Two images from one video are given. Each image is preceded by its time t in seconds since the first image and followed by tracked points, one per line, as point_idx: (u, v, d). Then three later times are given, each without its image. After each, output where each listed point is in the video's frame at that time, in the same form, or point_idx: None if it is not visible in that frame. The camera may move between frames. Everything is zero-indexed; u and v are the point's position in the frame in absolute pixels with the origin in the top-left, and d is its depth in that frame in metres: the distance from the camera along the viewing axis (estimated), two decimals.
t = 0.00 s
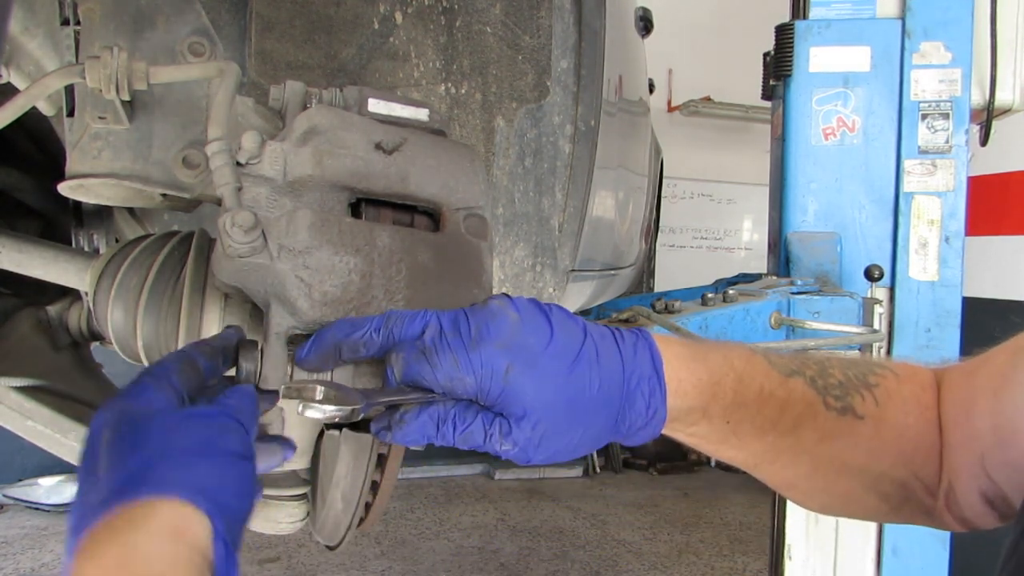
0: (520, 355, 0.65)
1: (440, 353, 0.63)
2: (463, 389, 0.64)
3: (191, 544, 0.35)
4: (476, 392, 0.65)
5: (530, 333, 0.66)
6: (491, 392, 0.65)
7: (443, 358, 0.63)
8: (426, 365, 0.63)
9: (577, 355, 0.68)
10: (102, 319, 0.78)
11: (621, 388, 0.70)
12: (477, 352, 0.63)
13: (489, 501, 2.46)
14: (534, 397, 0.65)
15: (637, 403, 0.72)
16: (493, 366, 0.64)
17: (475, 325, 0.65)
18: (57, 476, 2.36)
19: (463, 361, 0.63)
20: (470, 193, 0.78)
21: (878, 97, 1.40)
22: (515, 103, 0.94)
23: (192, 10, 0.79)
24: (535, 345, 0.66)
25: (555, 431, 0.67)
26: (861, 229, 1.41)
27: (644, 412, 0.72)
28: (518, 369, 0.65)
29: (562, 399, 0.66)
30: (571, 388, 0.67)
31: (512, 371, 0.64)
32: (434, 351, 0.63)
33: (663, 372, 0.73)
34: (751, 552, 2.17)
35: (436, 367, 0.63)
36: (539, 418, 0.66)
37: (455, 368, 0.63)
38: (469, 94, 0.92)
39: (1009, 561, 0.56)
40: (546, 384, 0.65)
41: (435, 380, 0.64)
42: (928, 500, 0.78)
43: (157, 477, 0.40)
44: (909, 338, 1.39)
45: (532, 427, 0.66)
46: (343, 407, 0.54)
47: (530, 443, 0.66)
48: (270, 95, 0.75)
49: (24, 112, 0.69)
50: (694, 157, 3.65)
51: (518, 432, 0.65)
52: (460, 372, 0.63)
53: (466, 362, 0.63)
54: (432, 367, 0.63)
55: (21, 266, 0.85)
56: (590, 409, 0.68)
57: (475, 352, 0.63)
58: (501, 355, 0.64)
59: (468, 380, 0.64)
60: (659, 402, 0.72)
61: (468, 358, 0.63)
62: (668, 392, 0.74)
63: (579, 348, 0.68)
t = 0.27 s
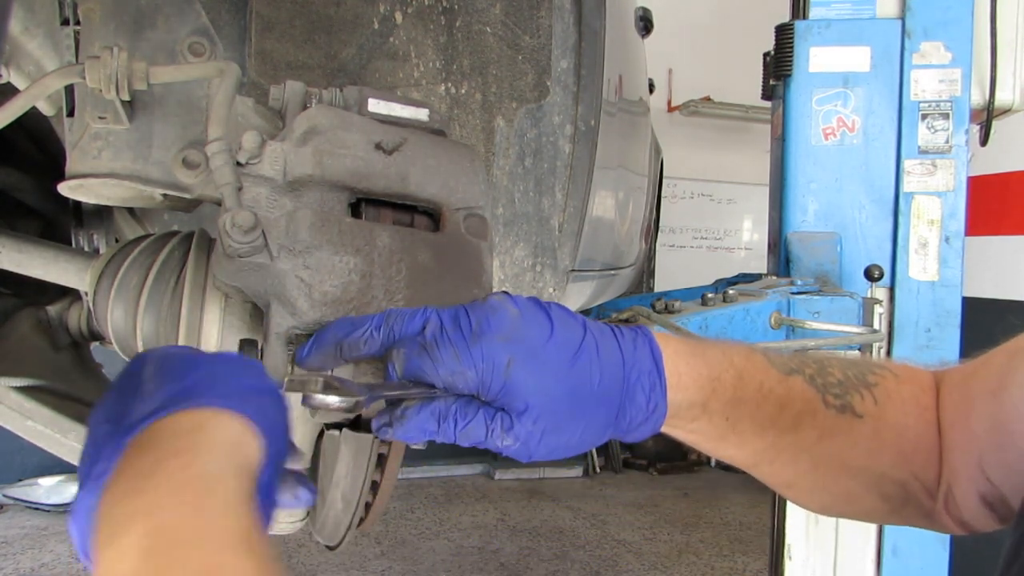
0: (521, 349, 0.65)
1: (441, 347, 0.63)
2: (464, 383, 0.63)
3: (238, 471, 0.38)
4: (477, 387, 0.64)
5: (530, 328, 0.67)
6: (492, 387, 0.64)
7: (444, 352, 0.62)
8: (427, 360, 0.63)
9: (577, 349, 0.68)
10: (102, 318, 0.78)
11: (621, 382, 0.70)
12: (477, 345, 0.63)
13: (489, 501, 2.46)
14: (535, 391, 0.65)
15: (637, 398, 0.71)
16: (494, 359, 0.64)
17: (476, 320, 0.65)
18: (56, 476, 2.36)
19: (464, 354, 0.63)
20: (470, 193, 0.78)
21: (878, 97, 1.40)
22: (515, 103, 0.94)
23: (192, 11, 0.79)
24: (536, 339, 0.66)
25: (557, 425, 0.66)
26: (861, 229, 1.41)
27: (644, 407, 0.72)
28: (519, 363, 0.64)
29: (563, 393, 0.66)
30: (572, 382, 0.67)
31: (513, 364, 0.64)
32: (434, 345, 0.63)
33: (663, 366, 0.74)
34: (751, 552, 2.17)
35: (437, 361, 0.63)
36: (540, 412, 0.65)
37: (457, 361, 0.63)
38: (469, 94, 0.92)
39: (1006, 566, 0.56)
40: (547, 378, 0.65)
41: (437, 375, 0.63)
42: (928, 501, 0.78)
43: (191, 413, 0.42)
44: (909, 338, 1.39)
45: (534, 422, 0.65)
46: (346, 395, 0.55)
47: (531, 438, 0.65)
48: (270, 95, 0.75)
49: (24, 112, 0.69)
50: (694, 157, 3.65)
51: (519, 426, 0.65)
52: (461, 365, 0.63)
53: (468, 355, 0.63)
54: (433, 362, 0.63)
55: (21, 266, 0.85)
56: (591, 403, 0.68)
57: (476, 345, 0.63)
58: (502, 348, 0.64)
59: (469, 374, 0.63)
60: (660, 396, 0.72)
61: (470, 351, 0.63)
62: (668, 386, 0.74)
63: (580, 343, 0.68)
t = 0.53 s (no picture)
0: (521, 347, 0.65)
1: (442, 344, 0.62)
2: (464, 381, 0.63)
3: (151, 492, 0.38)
4: (477, 385, 0.64)
5: (531, 327, 0.67)
6: (492, 385, 0.64)
7: (445, 350, 0.62)
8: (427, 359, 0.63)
9: (577, 348, 0.68)
10: (102, 318, 0.77)
11: (622, 381, 0.70)
12: (478, 343, 0.63)
13: (489, 501, 2.45)
14: (536, 389, 0.65)
15: (638, 397, 0.72)
16: (495, 357, 0.63)
17: (476, 318, 0.65)
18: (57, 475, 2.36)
19: (465, 352, 0.62)
20: (470, 193, 0.78)
21: (878, 97, 1.40)
22: (515, 103, 0.94)
23: (192, 11, 0.79)
24: (536, 337, 0.66)
25: (557, 423, 0.66)
26: (861, 229, 1.41)
27: (644, 407, 0.72)
28: (519, 361, 0.64)
29: (563, 391, 0.66)
30: (571, 381, 0.67)
31: (514, 362, 0.64)
32: (435, 343, 0.63)
33: (663, 366, 0.74)
34: (751, 552, 2.17)
35: (438, 358, 0.62)
36: (541, 410, 0.65)
37: (458, 359, 0.62)
38: (469, 94, 0.92)
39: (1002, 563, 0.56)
40: (548, 376, 0.65)
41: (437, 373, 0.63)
42: (928, 506, 0.78)
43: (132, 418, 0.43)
44: (909, 338, 1.39)
45: (534, 419, 0.65)
46: (348, 391, 0.57)
47: (531, 436, 0.65)
48: (270, 95, 0.75)
49: (23, 112, 0.69)
50: (693, 157, 3.65)
51: (519, 424, 0.65)
52: (462, 363, 0.62)
53: (469, 353, 0.63)
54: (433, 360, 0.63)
55: (21, 266, 0.85)
56: (591, 402, 0.68)
57: (476, 343, 0.63)
58: (503, 346, 0.64)
59: (470, 372, 0.63)
60: (659, 395, 0.72)
61: (471, 349, 0.63)
62: (667, 386, 0.74)
63: (580, 342, 0.69)
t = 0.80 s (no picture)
0: (521, 346, 0.65)
1: (441, 343, 0.62)
2: (464, 380, 0.62)
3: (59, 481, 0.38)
4: (477, 384, 0.64)
5: (530, 326, 0.67)
6: (492, 383, 0.64)
7: (444, 349, 0.62)
8: (426, 358, 0.62)
9: (576, 348, 0.68)
10: (101, 319, 0.78)
11: (621, 379, 0.70)
12: (477, 342, 0.63)
13: (488, 501, 2.45)
14: (536, 387, 0.64)
15: (637, 396, 0.72)
16: (494, 355, 0.63)
17: (475, 317, 0.64)
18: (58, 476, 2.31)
19: (463, 351, 0.62)
20: (470, 193, 0.78)
21: (878, 97, 1.40)
22: (515, 103, 0.94)
23: (192, 11, 0.79)
24: (535, 336, 0.66)
25: (556, 422, 0.66)
26: (861, 229, 1.41)
27: (644, 405, 0.72)
28: (518, 359, 0.64)
29: (563, 389, 0.66)
30: (571, 380, 0.66)
31: (513, 361, 0.64)
32: (434, 342, 0.62)
33: (663, 365, 0.74)
34: (751, 552, 2.17)
35: (437, 357, 0.62)
36: (540, 408, 0.65)
37: (456, 358, 0.62)
38: (469, 94, 0.92)
39: (988, 556, 0.54)
40: (547, 374, 0.65)
41: (436, 373, 0.62)
42: (928, 508, 0.78)
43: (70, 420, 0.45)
44: (909, 338, 1.39)
45: (534, 418, 0.65)
46: (345, 391, 0.57)
47: (531, 434, 0.65)
48: (270, 95, 0.75)
49: (23, 112, 0.69)
50: (693, 157, 3.64)
51: (519, 422, 0.65)
52: (461, 362, 0.62)
53: (467, 352, 0.62)
54: (432, 360, 0.62)
55: (21, 266, 0.85)
56: (591, 400, 0.68)
57: (476, 341, 0.63)
58: (502, 345, 0.64)
59: (469, 371, 0.63)
60: (659, 394, 0.72)
61: (469, 348, 0.62)
62: (667, 385, 0.74)
63: (579, 341, 0.69)
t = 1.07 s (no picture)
0: (521, 345, 0.65)
1: (441, 343, 0.62)
2: (464, 379, 0.62)
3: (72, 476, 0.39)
4: (477, 383, 0.64)
5: (530, 325, 0.67)
6: (491, 382, 0.64)
7: (444, 348, 0.62)
8: (426, 356, 0.62)
9: (575, 347, 0.68)
10: (101, 319, 0.78)
11: (621, 378, 0.70)
12: (477, 341, 0.63)
13: (488, 501, 2.45)
14: (535, 386, 0.64)
15: (637, 395, 0.72)
16: (494, 355, 0.63)
17: (475, 317, 0.65)
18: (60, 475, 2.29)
19: (464, 350, 0.62)
20: (470, 193, 0.78)
21: (878, 97, 1.40)
22: (515, 103, 0.94)
23: (192, 11, 0.79)
24: (535, 336, 0.66)
25: (557, 421, 0.66)
26: (861, 229, 1.41)
27: (644, 404, 0.72)
28: (518, 358, 0.64)
29: (563, 389, 0.66)
30: (571, 379, 0.67)
31: (513, 360, 0.64)
32: (434, 341, 0.62)
33: (663, 364, 0.74)
34: (750, 552, 2.17)
35: (437, 357, 0.62)
36: (540, 408, 0.65)
37: (456, 357, 0.62)
38: (469, 94, 0.92)
39: (969, 552, 0.54)
40: (547, 374, 0.65)
41: (437, 371, 0.62)
42: (931, 507, 0.76)
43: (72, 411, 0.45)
44: (909, 338, 1.39)
45: (534, 417, 0.65)
46: (346, 390, 0.55)
47: (531, 434, 0.65)
48: (270, 95, 0.75)
49: (23, 112, 0.69)
50: (693, 157, 3.64)
51: (519, 421, 0.65)
52: (461, 361, 0.62)
53: (468, 350, 0.62)
54: (433, 358, 0.62)
55: (21, 266, 0.85)
56: (591, 399, 0.68)
57: (475, 341, 0.63)
58: (502, 344, 0.64)
59: (469, 370, 0.63)
60: (659, 394, 0.72)
61: (469, 347, 0.62)
62: (667, 385, 0.74)
63: (578, 340, 0.69)
